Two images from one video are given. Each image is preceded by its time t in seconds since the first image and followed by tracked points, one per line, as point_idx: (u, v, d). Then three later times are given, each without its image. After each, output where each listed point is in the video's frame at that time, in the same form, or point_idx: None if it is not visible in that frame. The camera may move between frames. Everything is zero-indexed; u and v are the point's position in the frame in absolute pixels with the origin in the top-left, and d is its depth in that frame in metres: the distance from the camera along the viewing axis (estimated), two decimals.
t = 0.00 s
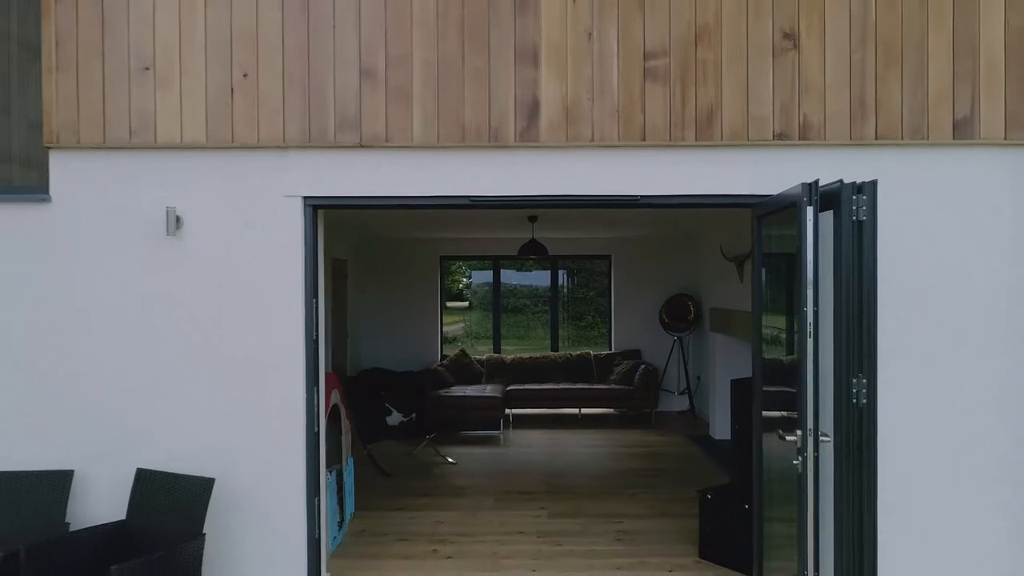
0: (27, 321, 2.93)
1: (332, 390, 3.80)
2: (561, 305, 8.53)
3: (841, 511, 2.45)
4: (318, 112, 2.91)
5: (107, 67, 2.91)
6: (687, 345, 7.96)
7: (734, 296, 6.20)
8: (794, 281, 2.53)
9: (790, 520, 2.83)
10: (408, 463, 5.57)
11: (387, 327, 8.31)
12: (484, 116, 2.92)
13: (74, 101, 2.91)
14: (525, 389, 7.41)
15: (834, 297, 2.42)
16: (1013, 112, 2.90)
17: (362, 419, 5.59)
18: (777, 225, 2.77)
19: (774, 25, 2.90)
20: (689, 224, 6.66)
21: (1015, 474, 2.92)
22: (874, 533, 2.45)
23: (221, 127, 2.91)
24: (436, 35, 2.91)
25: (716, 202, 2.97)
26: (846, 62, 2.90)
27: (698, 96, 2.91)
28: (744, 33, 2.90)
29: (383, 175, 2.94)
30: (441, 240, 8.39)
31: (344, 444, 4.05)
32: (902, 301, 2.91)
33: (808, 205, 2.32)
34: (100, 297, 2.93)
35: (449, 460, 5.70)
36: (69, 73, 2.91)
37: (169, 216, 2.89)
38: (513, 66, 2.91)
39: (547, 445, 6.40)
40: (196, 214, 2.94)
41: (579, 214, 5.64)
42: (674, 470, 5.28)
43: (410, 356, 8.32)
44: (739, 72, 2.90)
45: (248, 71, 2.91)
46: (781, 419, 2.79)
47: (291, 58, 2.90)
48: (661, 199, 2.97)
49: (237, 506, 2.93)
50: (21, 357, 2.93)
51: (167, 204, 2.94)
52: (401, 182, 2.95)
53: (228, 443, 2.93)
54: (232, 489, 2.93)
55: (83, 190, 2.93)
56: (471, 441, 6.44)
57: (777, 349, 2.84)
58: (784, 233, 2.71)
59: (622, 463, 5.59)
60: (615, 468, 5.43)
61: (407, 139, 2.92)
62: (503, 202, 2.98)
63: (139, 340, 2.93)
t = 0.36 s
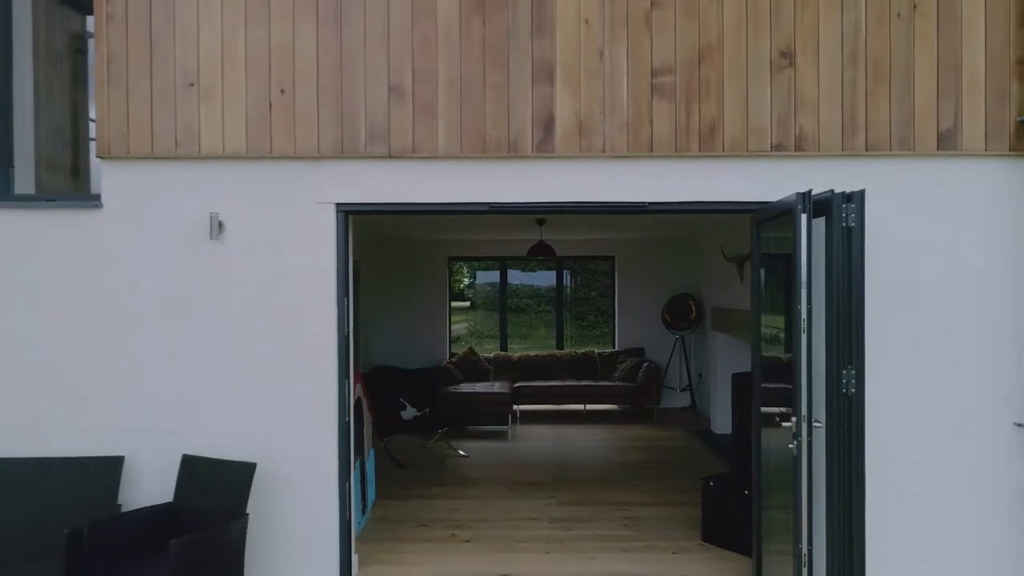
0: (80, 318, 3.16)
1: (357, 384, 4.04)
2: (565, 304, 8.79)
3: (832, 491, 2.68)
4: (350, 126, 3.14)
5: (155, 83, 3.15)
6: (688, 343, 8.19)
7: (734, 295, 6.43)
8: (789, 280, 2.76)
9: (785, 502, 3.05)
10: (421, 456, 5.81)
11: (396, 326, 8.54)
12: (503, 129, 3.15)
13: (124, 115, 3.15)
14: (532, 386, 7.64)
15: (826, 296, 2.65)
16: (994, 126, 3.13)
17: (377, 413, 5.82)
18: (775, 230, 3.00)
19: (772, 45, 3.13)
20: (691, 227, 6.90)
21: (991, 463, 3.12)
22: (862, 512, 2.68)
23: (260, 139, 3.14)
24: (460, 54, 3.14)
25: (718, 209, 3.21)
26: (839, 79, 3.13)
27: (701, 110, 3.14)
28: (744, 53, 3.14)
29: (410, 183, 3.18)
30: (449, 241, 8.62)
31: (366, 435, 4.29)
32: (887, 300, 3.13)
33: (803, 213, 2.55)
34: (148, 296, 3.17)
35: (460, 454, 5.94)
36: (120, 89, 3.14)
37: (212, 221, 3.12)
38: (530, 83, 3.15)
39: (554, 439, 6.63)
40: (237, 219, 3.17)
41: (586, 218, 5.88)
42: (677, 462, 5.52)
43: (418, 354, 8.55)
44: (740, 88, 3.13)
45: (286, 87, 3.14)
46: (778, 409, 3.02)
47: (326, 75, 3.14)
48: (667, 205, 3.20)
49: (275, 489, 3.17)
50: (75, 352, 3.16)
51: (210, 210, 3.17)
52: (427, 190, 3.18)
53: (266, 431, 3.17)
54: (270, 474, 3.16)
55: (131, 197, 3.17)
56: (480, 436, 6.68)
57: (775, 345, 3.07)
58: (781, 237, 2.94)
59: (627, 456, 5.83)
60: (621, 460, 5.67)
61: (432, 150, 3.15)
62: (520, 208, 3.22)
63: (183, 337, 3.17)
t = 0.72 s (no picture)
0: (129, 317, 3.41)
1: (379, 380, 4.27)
2: (568, 305, 9.06)
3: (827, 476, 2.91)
4: (379, 137, 3.38)
5: (197, 98, 3.38)
6: (691, 342, 8.42)
7: (736, 295, 6.66)
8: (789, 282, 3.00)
9: (784, 491, 3.25)
10: (435, 450, 6.05)
11: (407, 326, 8.76)
12: (521, 140, 3.38)
13: (168, 128, 3.38)
14: (540, 383, 7.86)
15: (821, 296, 2.88)
16: (979, 137, 3.36)
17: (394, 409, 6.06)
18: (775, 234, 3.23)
19: (772, 62, 3.36)
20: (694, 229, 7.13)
21: (974, 451, 3.34)
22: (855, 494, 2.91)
23: (296, 150, 3.38)
24: (481, 71, 3.37)
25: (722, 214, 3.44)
26: (834, 93, 3.36)
27: (706, 123, 3.37)
28: (746, 69, 3.36)
29: (435, 191, 3.41)
30: (458, 243, 8.88)
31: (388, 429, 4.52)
32: (878, 299, 3.36)
33: (800, 220, 2.79)
34: (191, 296, 3.41)
35: (472, 448, 6.17)
36: (165, 103, 3.38)
37: (252, 227, 3.36)
38: (546, 98, 3.38)
39: (562, 434, 6.87)
40: (275, 226, 3.41)
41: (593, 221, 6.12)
42: (681, 455, 5.74)
43: (428, 353, 8.78)
44: (742, 102, 3.36)
45: (319, 101, 3.37)
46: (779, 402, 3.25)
47: (356, 90, 3.37)
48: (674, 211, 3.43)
49: (309, 477, 3.39)
50: (124, 348, 3.41)
51: (249, 217, 3.41)
52: (451, 196, 3.42)
53: (301, 422, 3.40)
54: (305, 462, 3.39)
55: (176, 204, 3.40)
56: (491, 431, 6.91)
57: (775, 344, 3.29)
58: (780, 242, 3.17)
59: (632, 450, 6.06)
60: (627, 454, 5.90)
61: (455, 159, 3.38)
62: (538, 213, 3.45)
63: (223, 334, 3.41)
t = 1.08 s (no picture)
0: (170, 317, 3.67)
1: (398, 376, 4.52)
2: (572, 304, 9.30)
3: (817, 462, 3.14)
4: (403, 148, 3.62)
5: (233, 111, 3.63)
6: (692, 341, 8.66)
7: (736, 295, 6.90)
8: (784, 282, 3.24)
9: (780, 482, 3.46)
10: (446, 444, 6.30)
11: (416, 325, 9.01)
12: (535, 150, 3.63)
13: (206, 139, 3.63)
14: (546, 381, 8.10)
15: (814, 296, 3.13)
16: (963, 147, 3.60)
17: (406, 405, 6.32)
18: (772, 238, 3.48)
19: (770, 78, 3.60)
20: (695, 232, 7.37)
21: (958, 439, 3.59)
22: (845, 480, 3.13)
23: (325, 160, 3.62)
24: (498, 86, 3.62)
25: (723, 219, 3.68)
26: (827, 107, 3.60)
27: (708, 135, 3.61)
28: (745, 85, 3.61)
29: (454, 198, 3.66)
30: (466, 245, 9.13)
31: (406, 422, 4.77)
32: (868, 299, 3.61)
33: (794, 226, 3.04)
34: (228, 297, 3.66)
35: (482, 442, 6.42)
36: (203, 117, 3.63)
37: (284, 232, 3.61)
38: (559, 111, 3.62)
39: (567, 430, 7.11)
40: (305, 231, 3.66)
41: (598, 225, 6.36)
42: (683, 449, 5.98)
43: (437, 352, 9.03)
44: (742, 115, 3.61)
45: (347, 114, 3.62)
46: (775, 397, 3.48)
47: (382, 105, 3.62)
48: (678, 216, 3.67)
49: (338, 464, 3.65)
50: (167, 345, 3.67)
51: (281, 222, 3.66)
52: (469, 203, 3.66)
53: (330, 413, 3.65)
54: (334, 451, 3.64)
55: (214, 211, 3.66)
56: (499, 427, 7.16)
57: (773, 343, 3.50)
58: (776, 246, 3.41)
59: (636, 444, 6.30)
60: (632, 447, 6.14)
61: (474, 168, 3.63)
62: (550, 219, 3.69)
63: (258, 332, 3.66)
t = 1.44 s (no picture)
0: (208, 315, 3.95)
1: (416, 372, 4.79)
2: (575, 305, 9.59)
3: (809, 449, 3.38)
4: (425, 159, 3.89)
5: (267, 124, 3.90)
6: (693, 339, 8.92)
7: (735, 295, 7.17)
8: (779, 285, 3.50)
9: (775, 471, 3.71)
10: (458, 438, 6.56)
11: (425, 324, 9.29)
12: (548, 160, 3.90)
13: (242, 151, 3.91)
14: (552, 378, 8.36)
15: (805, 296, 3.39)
16: (946, 158, 3.87)
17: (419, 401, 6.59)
18: (768, 243, 3.74)
19: (766, 93, 3.87)
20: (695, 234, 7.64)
21: (941, 429, 3.85)
22: (835, 467, 3.38)
23: (352, 169, 3.89)
24: (513, 101, 3.89)
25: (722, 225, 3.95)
26: (820, 121, 3.87)
27: (709, 146, 3.88)
28: (744, 99, 3.87)
29: (472, 205, 3.92)
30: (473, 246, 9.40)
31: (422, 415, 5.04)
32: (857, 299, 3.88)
33: (787, 233, 3.30)
34: (261, 296, 3.93)
35: (491, 437, 6.69)
36: (239, 130, 3.91)
37: (314, 236, 3.88)
38: (570, 124, 3.89)
39: (573, 425, 7.38)
40: (333, 235, 3.93)
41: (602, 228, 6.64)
42: (685, 442, 6.25)
43: (445, 351, 9.30)
44: (740, 128, 3.88)
45: (373, 127, 3.89)
46: (772, 391, 3.73)
47: (405, 118, 3.89)
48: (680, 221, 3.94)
49: (364, 451, 3.92)
50: (205, 341, 3.95)
51: (311, 227, 3.93)
52: (486, 209, 3.93)
53: (356, 405, 3.92)
54: (360, 439, 3.92)
55: (248, 217, 3.93)
56: (507, 423, 7.43)
57: (772, 342, 3.71)
58: (771, 250, 3.68)
59: (640, 438, 6.57)
60: (635, 441, 6.41)
61: (491, 177, 3.90)
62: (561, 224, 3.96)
63: (289, 330, 3.94)
